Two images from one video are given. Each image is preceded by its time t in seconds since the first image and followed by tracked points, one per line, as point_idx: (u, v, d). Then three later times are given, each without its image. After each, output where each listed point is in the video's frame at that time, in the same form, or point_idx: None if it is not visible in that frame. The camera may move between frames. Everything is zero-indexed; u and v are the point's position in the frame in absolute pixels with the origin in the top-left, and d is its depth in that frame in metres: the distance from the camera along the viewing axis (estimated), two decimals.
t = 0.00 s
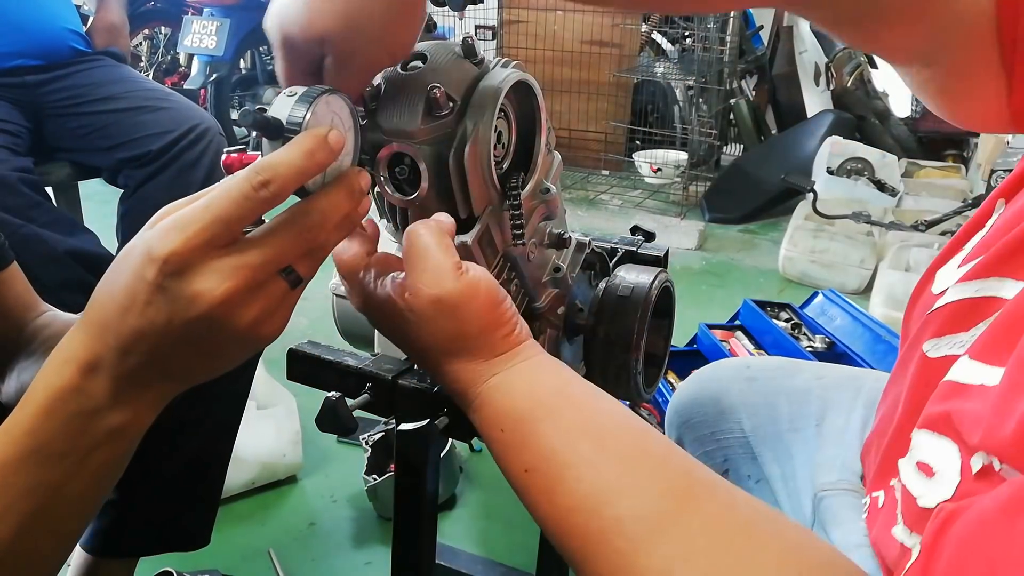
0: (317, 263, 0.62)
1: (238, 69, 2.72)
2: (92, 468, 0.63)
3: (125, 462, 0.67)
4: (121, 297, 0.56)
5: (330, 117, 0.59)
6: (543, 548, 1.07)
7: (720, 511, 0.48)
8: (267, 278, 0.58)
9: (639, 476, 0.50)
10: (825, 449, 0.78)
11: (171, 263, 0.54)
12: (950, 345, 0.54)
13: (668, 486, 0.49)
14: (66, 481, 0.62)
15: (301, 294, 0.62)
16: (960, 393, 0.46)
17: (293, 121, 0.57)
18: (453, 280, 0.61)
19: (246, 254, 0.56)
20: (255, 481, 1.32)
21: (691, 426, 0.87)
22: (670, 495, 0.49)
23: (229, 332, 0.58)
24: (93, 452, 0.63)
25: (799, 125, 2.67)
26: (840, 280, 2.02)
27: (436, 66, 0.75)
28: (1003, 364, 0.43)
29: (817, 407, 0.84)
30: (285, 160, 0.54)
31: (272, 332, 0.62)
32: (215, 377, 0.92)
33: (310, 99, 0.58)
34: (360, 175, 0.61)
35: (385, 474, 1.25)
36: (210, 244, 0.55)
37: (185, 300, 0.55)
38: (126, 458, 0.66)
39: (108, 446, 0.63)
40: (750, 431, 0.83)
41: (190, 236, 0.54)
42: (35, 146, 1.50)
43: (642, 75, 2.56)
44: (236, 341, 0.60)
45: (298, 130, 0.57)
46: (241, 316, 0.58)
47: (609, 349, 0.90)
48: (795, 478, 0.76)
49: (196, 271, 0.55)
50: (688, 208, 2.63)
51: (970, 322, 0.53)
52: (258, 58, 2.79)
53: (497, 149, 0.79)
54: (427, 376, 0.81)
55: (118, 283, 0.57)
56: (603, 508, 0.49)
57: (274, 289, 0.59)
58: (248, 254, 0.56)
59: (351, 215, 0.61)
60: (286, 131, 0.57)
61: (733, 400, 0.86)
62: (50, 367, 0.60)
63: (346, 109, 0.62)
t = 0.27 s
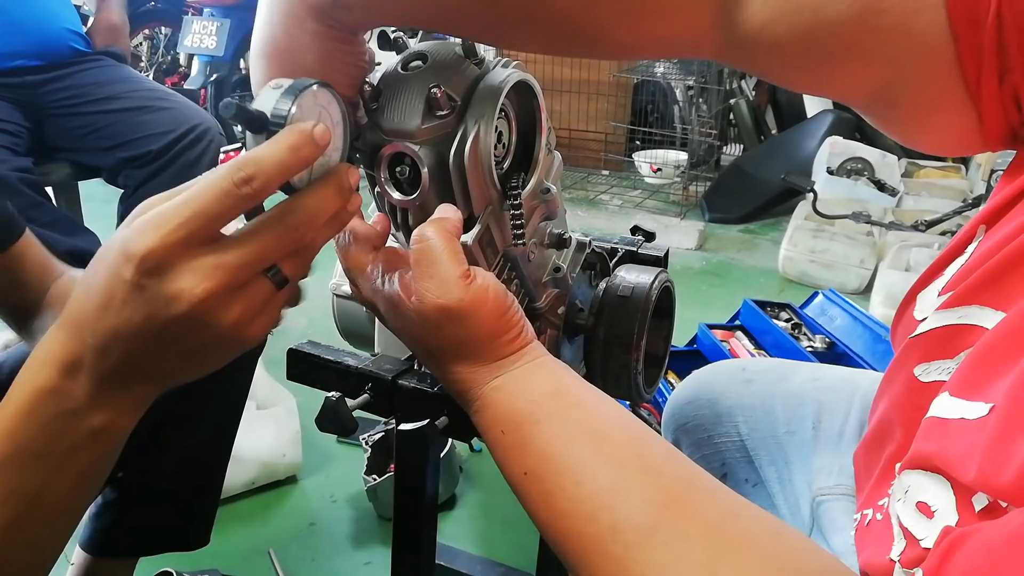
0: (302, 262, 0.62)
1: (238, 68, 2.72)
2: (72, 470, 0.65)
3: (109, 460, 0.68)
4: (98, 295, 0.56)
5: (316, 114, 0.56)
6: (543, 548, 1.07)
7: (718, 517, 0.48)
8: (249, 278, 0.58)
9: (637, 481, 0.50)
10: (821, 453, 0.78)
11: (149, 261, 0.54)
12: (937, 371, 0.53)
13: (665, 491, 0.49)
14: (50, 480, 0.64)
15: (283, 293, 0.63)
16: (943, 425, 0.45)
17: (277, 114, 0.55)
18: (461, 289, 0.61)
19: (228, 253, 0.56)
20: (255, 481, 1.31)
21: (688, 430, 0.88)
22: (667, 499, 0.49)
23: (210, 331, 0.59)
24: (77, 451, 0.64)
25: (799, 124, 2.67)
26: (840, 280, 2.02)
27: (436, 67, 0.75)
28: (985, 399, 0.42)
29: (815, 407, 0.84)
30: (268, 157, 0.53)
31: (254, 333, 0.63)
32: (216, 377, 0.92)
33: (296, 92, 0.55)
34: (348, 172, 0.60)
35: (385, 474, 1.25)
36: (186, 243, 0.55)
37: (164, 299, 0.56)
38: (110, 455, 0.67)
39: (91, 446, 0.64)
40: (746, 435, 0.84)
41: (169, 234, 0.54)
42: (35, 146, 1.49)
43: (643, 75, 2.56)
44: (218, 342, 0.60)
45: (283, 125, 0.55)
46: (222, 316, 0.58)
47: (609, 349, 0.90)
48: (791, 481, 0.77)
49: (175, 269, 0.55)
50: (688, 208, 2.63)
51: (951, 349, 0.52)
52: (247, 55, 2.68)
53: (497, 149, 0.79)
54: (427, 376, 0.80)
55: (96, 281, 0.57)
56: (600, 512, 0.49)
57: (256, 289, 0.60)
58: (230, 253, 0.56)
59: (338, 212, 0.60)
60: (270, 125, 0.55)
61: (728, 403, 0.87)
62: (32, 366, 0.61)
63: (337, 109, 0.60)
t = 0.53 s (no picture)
0: (274, 195, 0.56)
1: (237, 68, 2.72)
2: (40, 430, 0.55)
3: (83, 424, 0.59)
4: (55, 224, 0.50)
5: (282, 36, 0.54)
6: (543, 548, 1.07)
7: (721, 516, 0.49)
8: (217, 202, 0.52)
9: (641, 483, 0.50)
10: (823, 453, 0.78)
11: (106, 178, 0.48)
12: (936, 365, 0.53)
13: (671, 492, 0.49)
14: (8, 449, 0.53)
15: (256, 229, 0.56)
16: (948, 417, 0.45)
17: (239, 37, 0.54)
18: (473, 286, 0.60)
19: (192, 171, 0.50)
20: (255, 481, 1.31)
21: (689, 429, 0.87)
22: (672, 500, 0.49)
23: (175, 261, 0.52)
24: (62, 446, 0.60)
25: (799, 124, 2.67)
26: (840, 280, 2.02)
27: (436, 67, 0.75)
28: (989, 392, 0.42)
29: (815, 408, 0.84)
30: (231, 70, 0.48)
31: (225, 270, 0.56)
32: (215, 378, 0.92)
33: (258, 18, 0.55)
34: (318, 110, 0.57)
35: (385, 474, 1.25)
36: (145, 166, 0.49)
37: (124, 221, 0.49)
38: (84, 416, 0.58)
39: (73, 395, 0.55)
40: (748, 433, 0.83)
41: (124, 152, 0.48)
42: (35, 146, 1.50)
43: (643, 75, 2.56)
44: (186, 276, 0.53)
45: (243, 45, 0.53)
46: (187, 243, 0.52)
47: (608, 350, 0.90)
48: (793, 481, 0.77)
49: (135, 186, 0.49)
50: (688, 208, 2.63)
51: (951, 340, 0.52)
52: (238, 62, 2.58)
53: (497, 150, 0.79)
54: (427, 376, 0.81)
55: (53, 209, 0.50)
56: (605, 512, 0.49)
57: (227, 221, 0.54)
58: (194, 172, 0.50)
59: (308, 143, 0.57)
60: (233, 47, 0.53)
61: (731, 402, 0.86)
62: None
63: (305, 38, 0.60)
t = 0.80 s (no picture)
0: (271, 178, 0.57)
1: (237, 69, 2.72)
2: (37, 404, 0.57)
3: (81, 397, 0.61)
4: (57, 206, 0.50)
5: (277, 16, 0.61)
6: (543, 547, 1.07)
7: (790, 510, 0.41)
8: (217, 185, 0.53)
9: (695, 466, 0.41)
10: (835, 452, 0.78)
11: (107, 161, 0.48)
12: (924, 355, 0.55)
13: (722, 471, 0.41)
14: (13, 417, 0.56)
15: (255, 212, 0.57)
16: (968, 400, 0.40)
17: (233, 17, 0.58)
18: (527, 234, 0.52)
19: (193, 155, 0.51)
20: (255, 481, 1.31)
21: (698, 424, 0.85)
22: (727, 482, 0.41)
23: (175, 244, 0.53)
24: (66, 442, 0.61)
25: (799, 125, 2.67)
26: (840, 280, 2.02)
27: (436, 66, 0.76)
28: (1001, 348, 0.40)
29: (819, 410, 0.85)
30: (228, 52, 0.49)
31: (223, 253, 0.56)
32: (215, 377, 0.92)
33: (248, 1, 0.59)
34: (314, 89, 0.57)
35: (385, 474, 1.25)
36: (149, 146, 0.49)
37: (126, 206, 0.50)
38: (81, 393, 0.60)
39: (61, 377, 0.57)
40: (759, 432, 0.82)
41: (127, 134, 0.48)
42: (36, 147, 1.50)
43: (643, 75, 2.57)
44: (186, 258, 0.54)
45: (238, 23, 0.57)
46: (188, 227, 0.52)
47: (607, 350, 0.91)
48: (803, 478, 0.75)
49: (135, 169, 0.50)
50: (688, 208, 2.63)
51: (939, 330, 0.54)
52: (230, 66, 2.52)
53: (497, 149, 0.79)
54: (427, 377, 0.81)
55: (54, 191, 0.51)
56: (645, 483, 0.41)
57: (226, 203, 0.54)
58: (194, 155, 0.51)
59: (304, 126, 0.57)
60: (228, 26, 0.57)
61: (745, 402, 0.86)
62: None
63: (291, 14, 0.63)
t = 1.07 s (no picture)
0: (267, 191, 0.57)
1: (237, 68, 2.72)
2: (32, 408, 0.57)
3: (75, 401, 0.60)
4: (50, 219, 0.50)
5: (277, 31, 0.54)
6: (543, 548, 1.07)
7: None
8: (211, 201, 0.53)
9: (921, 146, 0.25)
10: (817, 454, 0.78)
11: (100, 178, 0.48)
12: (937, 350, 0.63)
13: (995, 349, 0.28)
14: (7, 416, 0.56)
15: (249, 226, 0.57)
16: None
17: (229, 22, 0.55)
18: None
19: (187, 172, 0.51)
20: (256, 481, 1.31)
21: (679, 433, 0.86)
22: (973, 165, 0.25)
23: (169, 260, 0.53)
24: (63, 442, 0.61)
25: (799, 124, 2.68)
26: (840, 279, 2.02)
27: (436, 66, 0.75)
28: None
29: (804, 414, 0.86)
30: (223, 71, 0.48)
31: (218, 268, 0.56)
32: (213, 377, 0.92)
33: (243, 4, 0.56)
34: (313, 103, 0.56)
35: (384, 475, 1.25)
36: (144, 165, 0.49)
37: (120, 222, 0.50)
38: (76, 397, 0.60)
39: (58, 378, 0.57)
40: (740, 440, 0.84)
41: (122, 152, 0.48)
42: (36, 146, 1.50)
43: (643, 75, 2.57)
44: (179, 273, 0.54)
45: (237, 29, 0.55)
46: (182, 243, 0.52)
47: (607, 350, 0.90)
48: (782, 485, 0.77)
49: (129, 186, 0.50)
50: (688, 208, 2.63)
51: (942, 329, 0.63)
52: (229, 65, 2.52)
53: (497, 149, 0.79)
54: (427, 377, 0.81)
55: (48, 204, 0.51)
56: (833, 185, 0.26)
57: (221, 219, 0.54)
58: (189, 172, 0.51)
59: (301, 140, 0.57)
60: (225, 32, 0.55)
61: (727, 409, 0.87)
62: None
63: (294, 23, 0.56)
